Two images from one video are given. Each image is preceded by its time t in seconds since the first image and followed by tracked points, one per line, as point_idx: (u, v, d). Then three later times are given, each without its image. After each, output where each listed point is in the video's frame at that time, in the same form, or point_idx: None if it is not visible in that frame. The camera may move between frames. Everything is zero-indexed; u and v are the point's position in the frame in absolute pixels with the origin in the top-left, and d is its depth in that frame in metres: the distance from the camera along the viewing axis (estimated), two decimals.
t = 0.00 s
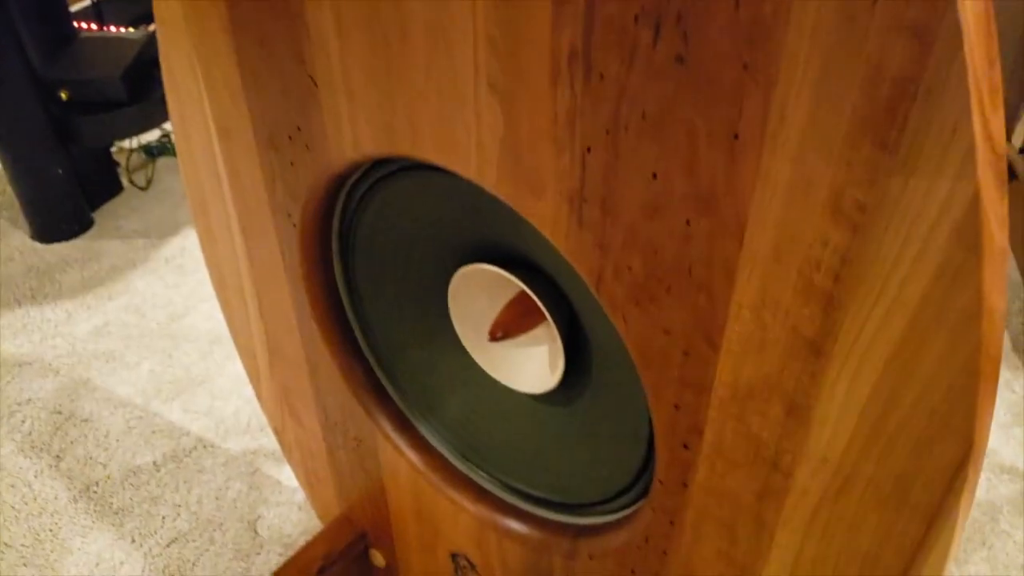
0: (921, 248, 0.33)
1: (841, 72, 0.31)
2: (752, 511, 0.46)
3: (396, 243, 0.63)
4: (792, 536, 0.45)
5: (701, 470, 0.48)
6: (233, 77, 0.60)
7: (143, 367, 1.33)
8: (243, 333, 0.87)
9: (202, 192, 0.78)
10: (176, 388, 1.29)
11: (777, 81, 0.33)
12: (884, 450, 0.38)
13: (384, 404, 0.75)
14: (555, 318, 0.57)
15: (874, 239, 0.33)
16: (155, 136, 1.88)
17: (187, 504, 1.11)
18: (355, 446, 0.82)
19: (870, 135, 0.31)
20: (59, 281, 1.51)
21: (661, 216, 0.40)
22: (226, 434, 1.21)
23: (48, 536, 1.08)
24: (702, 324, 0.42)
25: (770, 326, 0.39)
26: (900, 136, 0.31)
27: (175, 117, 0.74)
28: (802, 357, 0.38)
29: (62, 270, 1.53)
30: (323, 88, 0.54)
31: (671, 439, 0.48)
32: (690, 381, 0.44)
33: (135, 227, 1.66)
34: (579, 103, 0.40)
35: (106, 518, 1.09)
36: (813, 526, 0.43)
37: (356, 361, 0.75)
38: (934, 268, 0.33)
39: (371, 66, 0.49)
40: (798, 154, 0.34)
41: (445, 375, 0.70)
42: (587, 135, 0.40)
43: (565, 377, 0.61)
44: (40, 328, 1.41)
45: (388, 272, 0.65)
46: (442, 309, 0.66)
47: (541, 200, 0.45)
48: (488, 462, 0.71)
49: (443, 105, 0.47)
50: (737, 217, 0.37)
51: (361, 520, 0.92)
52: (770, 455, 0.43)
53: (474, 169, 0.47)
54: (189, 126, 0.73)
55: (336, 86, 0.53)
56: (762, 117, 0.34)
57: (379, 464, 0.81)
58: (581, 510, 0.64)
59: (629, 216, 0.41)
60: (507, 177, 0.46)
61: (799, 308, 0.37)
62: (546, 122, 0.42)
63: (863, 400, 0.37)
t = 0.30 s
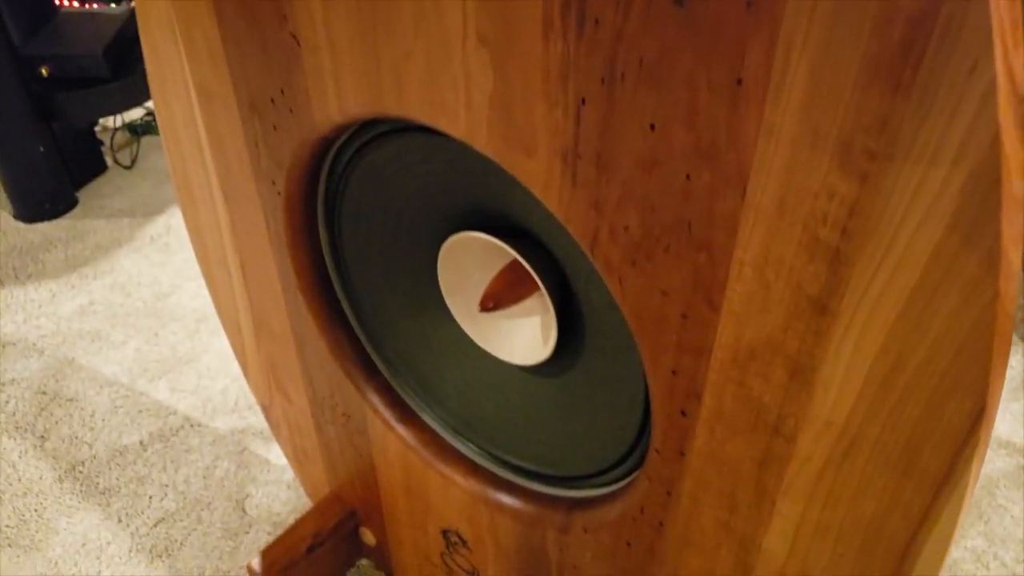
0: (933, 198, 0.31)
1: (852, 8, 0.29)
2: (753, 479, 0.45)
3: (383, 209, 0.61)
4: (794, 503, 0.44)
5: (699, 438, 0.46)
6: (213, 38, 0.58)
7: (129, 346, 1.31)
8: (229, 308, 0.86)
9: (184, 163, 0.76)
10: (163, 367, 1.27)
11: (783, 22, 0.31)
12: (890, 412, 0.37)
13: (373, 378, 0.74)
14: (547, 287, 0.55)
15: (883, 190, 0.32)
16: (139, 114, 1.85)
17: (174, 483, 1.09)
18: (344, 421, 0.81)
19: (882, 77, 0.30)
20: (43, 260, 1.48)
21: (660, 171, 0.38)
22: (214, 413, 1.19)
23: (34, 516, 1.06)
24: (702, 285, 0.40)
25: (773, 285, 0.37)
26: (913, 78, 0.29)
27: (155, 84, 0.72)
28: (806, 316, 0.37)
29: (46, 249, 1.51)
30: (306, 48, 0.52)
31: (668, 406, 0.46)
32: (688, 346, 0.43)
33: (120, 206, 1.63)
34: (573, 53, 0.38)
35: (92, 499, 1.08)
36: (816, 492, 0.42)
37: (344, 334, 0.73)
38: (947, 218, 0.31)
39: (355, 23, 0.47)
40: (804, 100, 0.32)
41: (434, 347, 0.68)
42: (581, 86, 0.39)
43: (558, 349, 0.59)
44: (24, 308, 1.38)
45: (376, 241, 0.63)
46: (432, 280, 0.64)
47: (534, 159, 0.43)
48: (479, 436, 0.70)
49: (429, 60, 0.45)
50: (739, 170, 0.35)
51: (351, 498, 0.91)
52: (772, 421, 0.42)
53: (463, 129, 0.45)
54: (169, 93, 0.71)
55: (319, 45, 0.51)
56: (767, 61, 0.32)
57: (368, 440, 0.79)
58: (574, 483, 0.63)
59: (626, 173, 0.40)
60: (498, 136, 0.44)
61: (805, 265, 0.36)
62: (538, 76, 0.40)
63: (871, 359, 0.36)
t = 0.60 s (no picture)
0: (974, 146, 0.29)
1: None
2: (770, 453, 0.43)
3: (384, 177, 0.59)
4: (814, 477, 0.42)
5: (715, 410, 0.45)
6: None
7: (124, 326, 1.29)
8: (226, 285, 0.84)
9: (180, 134, 0.74)
10: (159, 347, 1.25)
11: None
12: (922, 375, 0.36)
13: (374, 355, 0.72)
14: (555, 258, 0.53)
15: (920, 139, 0.30)
16: (133, 93, 1.82)
17: (171, 464, 1.08)
18: (344, 399, 0.79)
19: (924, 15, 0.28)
20: (36, 240, 1.46)
21: (678, 127, 0.36)
22: (210, 394, 1.17)
23: (29, 497, 1.05)
24: (721, 249, 0.38)
25: (797, 248, 0.36)
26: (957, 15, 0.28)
27: (148, 51, 0.70)
28: (832, 280, 0.35)
29: (39, 229, 1.49)
30: (304, 7, 0.50)
31: (682, 377, 0.45)
32: (705, 313, 0.41)
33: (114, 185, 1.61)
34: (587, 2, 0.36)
35: (88, 480, 1.06)
36: (838, 464, 0.41)
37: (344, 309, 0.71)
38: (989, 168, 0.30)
39: None
40: (837, 44, 0.30)
41: (436, 322, 0.67)
42: (596, 38, 0.37)
43: (565, 322, 0.57)
44: (17, 288, 1.36)
45: (376, 212, 0.62)
46: (434, 253, 0.62)
47: (544, 118, 0.41)
48: (482, 412, 0.69)
49: (433, 15, 0.43)
50: (763, 124, 0.33)
51: (351, 478, 0.89)
52: (792, 391, 0.40)
53: (469, 89, 0.44)
54: (163, 61, 0.69)
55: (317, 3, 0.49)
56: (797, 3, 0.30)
57: (369, 418, 0.78)
58: (581, 458, 0.62)
59: (641, 131, 0.38)
60: (506, 94, 0.42)
61: (832, 225, 0.34)
62: (549, 28, 0.38)
63: (900, 323, 0.35)
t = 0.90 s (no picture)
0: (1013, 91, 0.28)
1: None
2: (786, 422, 0.42)
3: (383, 144, 0.57)
4: (832, 447, 0.41)
5: (728, 380, 0.43)
6: None
7: (122, 305, 1.27)
8: (224, 259, 0.82)
9: (175, 103, 0.72)
10: (157, 326, 1.24)
11: None
12: (950, 340, 0.34)
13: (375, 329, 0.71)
14: (561, 226, 0.51)
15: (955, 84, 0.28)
16: (129, 70, 1.80)
17: (169, 443, 1.06)
18: (345, 374, 0.77)
19: None
20: (32, 218, 1.44)
21: (695, 80, 0.34)
22: (209, 373, 1.16)
23: (26, 475, 1.04)
24: (737, 210, 0.37)
25: (819, 206, 0.34)
26: None
27: (142, 16, 0.68)
28: (856, 240, 0.34)
29: (35, 208, 1.47)
30: None
31: (695, 346, 0.43)
32: (720, 278, 0.39)
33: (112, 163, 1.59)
34: None
35: (85, 458, 1.05)
36: (858, 433, 0.39)
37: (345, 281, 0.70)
38: None
39: None
40: None
41: (438, 296, 0.65)
42: None
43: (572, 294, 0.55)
44: (13, 267, 1.35)
45: (376, 180, 0.60)
46: (435, 224, 0.60)
47: (552, 73, 0.39)
48: (485, 388, 0.67)
49: None
50: (786, 72, 0.32)
51: (352, 455, 0.88)
52: (811, 358, 0.39)
53: (474, 45, 0.42)
54: (157, 26, 0.67)
55: None
56: None
57: (370, 394, 0.76)
58: (587, 434, 0.60)
59: (655, 84, 0.36)
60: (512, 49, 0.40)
61: (857, 180, 0.32)
62: None
63: (926, 284, 0.33)
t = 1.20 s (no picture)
0: None
1: None
2: (807, 394, 0.41)
3: (389, 109, 0.55)
4: (856, 419, 0.39)
5: (746, 350, 0.42)
6: None
7: (122, 283, 1.26)
8: (226, 233, 0.81)
9: (177, 70, 0.70)
10: (158, 304, 1.22)
11: None
12: (987, 304, 0.32)
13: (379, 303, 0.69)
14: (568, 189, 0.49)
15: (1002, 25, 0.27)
16: (129, 48, 1.77)
17: (171, 421, 1.05)
18: (349, 350, 0.76)
19: None
20: (32, 196, 1.43)
21: (719, 27, 0.33)
22: (211, 351, 1.15)
23: (26, 452, 1.03)
24: (761, 168, 0.35)
25: (849, 161, 0.32)
26: None
27: None
28: (887, 197, 0.32)
29: (35, 185, 1.45)
30: None
31: (713, 315, 0.42)
32: (740, 242, 0.38)
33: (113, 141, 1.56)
34: None
35: (86, 436, 1.04)
36: (883, 404, 0.38)
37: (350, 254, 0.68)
38: None
39: None
40: None
41: (443, 269, 0.63)
42: None
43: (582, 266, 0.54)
44: (13, 244, 1.33)
45: (382, 148, 0.58)
46: (441, 194, 0.59)
47: (567, 27, 0.38)
48: (492, 364, 0.66)
49: None
50: (819, 18, 0.30)
51: (355, 433, 0.87)
52: (835, 325, 0.37)
53: None
54: None
55: None
56: None
57: (374, 369, 0.75)
58: (596, 409, 0.59)
59: (677, 35, 0.34)
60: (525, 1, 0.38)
61: (892, 132, 0.31)
62: None
63: (963, 243, 0.32)
